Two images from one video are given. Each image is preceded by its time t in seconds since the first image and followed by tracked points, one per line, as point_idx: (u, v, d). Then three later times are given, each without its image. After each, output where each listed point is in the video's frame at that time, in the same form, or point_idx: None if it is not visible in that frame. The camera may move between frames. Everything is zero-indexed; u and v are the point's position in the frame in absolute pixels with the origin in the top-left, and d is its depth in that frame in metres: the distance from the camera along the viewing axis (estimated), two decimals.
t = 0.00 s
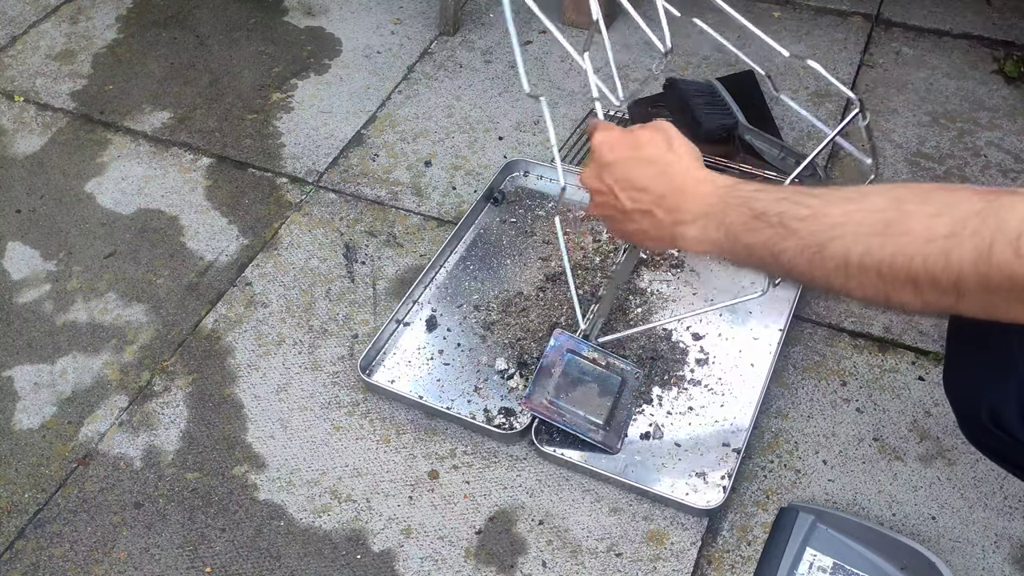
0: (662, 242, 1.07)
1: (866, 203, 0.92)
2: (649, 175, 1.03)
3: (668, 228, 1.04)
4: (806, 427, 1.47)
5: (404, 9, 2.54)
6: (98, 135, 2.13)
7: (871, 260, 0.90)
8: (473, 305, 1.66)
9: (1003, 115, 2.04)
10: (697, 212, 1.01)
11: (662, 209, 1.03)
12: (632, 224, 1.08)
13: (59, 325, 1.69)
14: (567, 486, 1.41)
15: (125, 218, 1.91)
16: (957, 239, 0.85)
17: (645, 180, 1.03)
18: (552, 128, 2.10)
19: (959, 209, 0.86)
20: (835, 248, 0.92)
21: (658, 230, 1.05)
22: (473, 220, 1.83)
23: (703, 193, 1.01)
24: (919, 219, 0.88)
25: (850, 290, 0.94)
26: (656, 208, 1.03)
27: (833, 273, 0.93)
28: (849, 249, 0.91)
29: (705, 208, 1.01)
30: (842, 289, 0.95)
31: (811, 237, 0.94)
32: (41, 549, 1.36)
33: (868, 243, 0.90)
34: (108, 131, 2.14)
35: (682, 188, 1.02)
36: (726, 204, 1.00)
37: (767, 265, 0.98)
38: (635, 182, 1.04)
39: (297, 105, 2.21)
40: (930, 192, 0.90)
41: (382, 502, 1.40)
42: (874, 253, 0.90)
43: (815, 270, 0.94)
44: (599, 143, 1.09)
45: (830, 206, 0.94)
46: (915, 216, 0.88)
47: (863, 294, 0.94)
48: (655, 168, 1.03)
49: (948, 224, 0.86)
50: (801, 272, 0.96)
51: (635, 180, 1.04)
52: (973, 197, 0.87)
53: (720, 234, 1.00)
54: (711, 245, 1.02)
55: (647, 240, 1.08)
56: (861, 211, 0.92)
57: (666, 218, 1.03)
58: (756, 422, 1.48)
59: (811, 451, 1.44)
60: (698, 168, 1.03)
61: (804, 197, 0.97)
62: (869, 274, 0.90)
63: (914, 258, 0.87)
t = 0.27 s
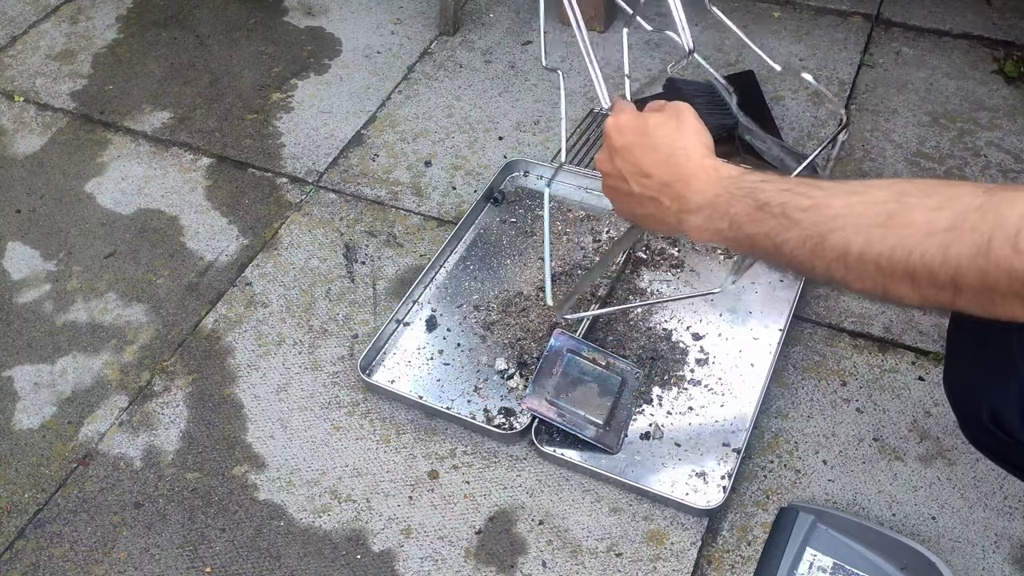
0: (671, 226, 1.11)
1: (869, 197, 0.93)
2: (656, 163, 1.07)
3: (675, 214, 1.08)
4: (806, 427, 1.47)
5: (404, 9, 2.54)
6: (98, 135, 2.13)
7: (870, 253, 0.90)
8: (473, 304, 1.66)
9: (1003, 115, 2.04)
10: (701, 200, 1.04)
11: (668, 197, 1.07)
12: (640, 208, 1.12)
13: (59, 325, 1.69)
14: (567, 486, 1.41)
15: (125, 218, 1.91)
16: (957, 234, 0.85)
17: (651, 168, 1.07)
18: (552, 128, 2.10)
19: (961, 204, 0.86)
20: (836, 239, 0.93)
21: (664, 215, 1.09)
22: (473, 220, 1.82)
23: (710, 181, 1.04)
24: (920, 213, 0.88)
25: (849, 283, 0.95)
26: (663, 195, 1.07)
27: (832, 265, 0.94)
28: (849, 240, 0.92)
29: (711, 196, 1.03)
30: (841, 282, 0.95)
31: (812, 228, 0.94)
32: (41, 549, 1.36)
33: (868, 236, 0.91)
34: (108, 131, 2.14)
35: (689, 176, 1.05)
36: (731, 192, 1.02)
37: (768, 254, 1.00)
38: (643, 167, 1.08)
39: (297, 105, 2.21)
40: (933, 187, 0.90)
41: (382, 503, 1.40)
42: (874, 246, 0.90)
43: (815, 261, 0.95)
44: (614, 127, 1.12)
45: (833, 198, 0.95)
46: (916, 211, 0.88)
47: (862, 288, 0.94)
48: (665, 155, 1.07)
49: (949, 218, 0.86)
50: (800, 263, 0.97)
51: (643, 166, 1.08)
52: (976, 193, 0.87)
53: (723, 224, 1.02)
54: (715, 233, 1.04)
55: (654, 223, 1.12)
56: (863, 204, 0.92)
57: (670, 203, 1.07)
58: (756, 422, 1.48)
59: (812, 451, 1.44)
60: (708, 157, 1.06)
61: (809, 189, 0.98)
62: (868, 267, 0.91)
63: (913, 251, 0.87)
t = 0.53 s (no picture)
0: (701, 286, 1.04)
1: (886, 222, 0.90)
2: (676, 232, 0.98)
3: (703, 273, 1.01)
4: (806, 427, 1.47)
5: (404, 9, 2.54)
6: (98, 134, 2.13)
7: (896, 278, 0.88)
8: (473, 304, 1.66)
9: (1003, 115, 2.04)
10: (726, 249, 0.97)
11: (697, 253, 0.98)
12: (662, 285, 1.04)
13: (59, 325, 1.69)
14: (567, 486, 1.41)
15: (125, 218, 1.91)
16: (982, 253, 0.84)
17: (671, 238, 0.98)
18: (552, 128, 2.10)
19: (981, 222, 0.85)
20: (861, 269, 0.89)
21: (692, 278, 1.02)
22: (472, 220, 1.83)
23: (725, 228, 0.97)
24: (941, 233, 0.87)
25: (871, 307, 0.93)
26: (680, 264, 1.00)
27: (859, 294, 0.91)
28: (874, 269, 0.89)
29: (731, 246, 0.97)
30: (864, 307, 0.93)
31: (836, 261, 0.90)
32: (41, 549, 1.36)
33: (893, 262, 0.88)
34: (108, 131, 2.14)
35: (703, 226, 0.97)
36: (751, 234, 0.95)
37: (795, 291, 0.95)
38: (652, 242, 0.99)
39: (297, 105, 2.21)
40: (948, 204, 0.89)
41: (382, 502, 1.40)
42: (900, 271, 0.88)
43: (842, 292, 0.92)
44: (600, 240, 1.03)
45: (850, 228, 0.91)
46: (938, 232, 0.87)
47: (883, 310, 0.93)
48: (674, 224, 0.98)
49: (971, 236, 0.85)
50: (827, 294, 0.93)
51: (659, 243, 0.99)
52: (991, 210, 0.86)
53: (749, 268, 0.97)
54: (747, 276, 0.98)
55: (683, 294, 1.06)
56: (881, 230, 0.90)
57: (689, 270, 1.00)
58: (756, 422, 1.48)
59: (811, 451, 1.44)
60: (712, 205, 0.99)
61: (822, 220, 0.93)
62: (893, 293, 0.89)
63: (938, 274, 0.86)
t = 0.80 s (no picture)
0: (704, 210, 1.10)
1: (888, 173, 0.93)
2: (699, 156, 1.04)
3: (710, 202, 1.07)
4: (806, 427, 1.47)
5: (405, 9, 2.54)
6: (98, 135, 2.13)
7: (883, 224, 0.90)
8: (473, 305, 1.66)
9: (1003, 115, 2.04)
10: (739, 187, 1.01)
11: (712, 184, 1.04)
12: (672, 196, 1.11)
13: (59, 325, 1.69)
14: (568, 486, 1.41)
15: (125, 218, 1.91)
16: (967, 207, 0.85)
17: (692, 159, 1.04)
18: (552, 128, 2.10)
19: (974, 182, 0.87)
20: (854, 212, 0.91)
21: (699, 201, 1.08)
22: (473, 220, 1.83)
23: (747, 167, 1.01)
24: (935, 187, 0.88)
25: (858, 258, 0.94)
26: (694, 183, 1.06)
27: (847, 238, 0.92)
28: (864, 212, 0.91)
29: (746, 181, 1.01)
30: (852, 257, 0.94)
31: (832, 201, 0.93)
32: (41, 549, 1.36)
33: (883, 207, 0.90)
34: (108, 131, 2.14)
35: (727, 162, 1.03)
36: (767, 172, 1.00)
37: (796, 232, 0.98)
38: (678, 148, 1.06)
39: (297, 105, 2.21)
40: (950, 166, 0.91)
41: (382, 502, 1.40)
42: (887, 217, 0.89)
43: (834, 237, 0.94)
44: (640, 125, 1.10)
45: (853, 175, 0.94)
46: (931, 183, 0.88)
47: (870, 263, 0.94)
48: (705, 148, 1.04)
49: (961, 192, 0.86)
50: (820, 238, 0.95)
51: (681, 158, 1.05)
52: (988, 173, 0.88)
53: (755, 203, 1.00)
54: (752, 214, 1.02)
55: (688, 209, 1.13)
56: (880, 180, 0.92)
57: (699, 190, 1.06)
58: (756, 422, 1.48)
59: (811, 451, 1.44)
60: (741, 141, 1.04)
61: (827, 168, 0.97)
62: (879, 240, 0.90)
63: (922, 224, 0.87)
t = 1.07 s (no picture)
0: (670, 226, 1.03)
1: (892, 181, 0.98)
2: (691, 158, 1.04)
3: (683, 208, 1.01)
4: (806, 427, 1.47)
5: (405, 9, 2.54)
6: (98, 135, 2.13)
7: (892, 226, 0.93)
8: (473, 304, 1.66)
9: (1003, 115, 2.04)
10: (732, 197, 1.00)
11: (704, 181, 1.01)
12: (638, 200, 1.04)
13: (59, 325, 1.69)
14: (568, 486, 1.41)
15: (125, 218, 1.91)
16: (976, 210, 0.90)
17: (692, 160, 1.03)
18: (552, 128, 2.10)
19: (978, 188, 0.92)
20: (861, 214, 0.95)
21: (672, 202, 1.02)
22: (472, 220, 1.83)
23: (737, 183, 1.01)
24: (940, 193, 0.93)
25: (862, 264, 0.95)
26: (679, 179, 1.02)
27: (854, 240, 0.94)
28: (874, 214, 0.94)
29: (744, 184, 1.00)
30: (857, 263, 0.95)
31: (840, 203, 0.96)
32: (40, 549, 1.36)
33: (893, 210, 0.94)
34: (108, 131, 2.14)
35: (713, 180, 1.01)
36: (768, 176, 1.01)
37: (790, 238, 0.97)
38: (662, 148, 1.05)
39: (297, 105, 2.21)
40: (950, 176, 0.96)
41: (382, 502, 1.40)
42: (897, 219, 0.93)
43: (838, 237, 0.95)
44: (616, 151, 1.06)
45: (858, 183, 0.99)
46: (937, 189, 0.94)
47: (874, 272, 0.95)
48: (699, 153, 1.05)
49: (968, 197, 0.91)
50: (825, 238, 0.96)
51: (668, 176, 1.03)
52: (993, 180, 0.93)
53: (755, 203, 0.99)
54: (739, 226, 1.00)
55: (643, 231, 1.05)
56: (887, 186, 0.97)
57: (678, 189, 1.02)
58: (756, 422, 1.48)
59: (812, 452, 1.44)
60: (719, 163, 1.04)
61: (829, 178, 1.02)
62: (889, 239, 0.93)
63: (934, 225, 0.91)
